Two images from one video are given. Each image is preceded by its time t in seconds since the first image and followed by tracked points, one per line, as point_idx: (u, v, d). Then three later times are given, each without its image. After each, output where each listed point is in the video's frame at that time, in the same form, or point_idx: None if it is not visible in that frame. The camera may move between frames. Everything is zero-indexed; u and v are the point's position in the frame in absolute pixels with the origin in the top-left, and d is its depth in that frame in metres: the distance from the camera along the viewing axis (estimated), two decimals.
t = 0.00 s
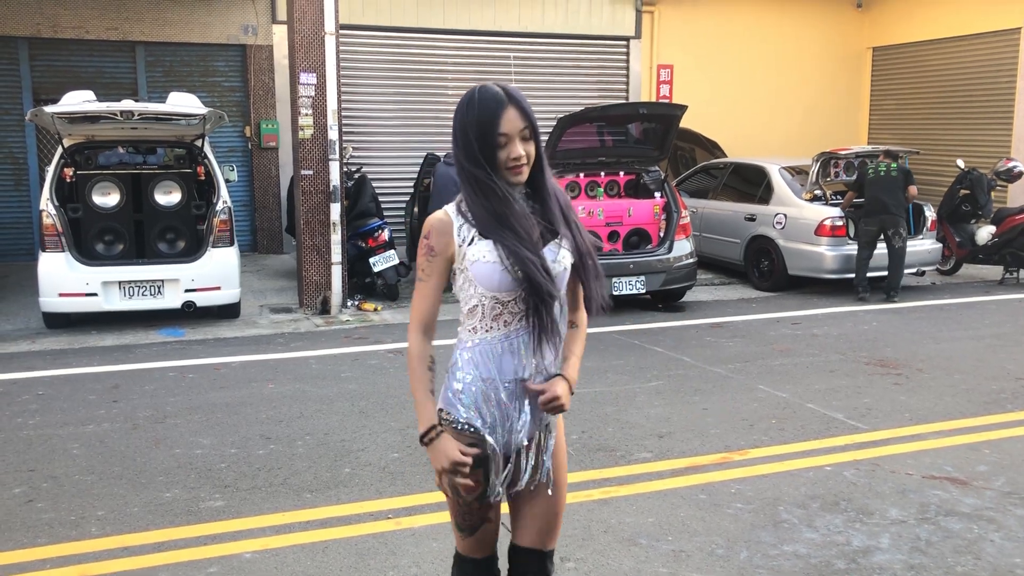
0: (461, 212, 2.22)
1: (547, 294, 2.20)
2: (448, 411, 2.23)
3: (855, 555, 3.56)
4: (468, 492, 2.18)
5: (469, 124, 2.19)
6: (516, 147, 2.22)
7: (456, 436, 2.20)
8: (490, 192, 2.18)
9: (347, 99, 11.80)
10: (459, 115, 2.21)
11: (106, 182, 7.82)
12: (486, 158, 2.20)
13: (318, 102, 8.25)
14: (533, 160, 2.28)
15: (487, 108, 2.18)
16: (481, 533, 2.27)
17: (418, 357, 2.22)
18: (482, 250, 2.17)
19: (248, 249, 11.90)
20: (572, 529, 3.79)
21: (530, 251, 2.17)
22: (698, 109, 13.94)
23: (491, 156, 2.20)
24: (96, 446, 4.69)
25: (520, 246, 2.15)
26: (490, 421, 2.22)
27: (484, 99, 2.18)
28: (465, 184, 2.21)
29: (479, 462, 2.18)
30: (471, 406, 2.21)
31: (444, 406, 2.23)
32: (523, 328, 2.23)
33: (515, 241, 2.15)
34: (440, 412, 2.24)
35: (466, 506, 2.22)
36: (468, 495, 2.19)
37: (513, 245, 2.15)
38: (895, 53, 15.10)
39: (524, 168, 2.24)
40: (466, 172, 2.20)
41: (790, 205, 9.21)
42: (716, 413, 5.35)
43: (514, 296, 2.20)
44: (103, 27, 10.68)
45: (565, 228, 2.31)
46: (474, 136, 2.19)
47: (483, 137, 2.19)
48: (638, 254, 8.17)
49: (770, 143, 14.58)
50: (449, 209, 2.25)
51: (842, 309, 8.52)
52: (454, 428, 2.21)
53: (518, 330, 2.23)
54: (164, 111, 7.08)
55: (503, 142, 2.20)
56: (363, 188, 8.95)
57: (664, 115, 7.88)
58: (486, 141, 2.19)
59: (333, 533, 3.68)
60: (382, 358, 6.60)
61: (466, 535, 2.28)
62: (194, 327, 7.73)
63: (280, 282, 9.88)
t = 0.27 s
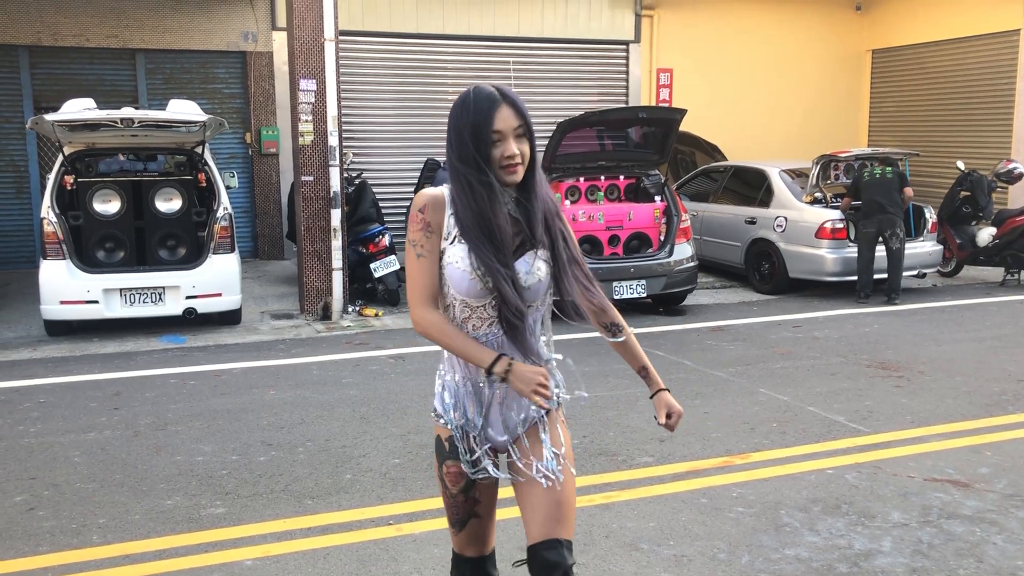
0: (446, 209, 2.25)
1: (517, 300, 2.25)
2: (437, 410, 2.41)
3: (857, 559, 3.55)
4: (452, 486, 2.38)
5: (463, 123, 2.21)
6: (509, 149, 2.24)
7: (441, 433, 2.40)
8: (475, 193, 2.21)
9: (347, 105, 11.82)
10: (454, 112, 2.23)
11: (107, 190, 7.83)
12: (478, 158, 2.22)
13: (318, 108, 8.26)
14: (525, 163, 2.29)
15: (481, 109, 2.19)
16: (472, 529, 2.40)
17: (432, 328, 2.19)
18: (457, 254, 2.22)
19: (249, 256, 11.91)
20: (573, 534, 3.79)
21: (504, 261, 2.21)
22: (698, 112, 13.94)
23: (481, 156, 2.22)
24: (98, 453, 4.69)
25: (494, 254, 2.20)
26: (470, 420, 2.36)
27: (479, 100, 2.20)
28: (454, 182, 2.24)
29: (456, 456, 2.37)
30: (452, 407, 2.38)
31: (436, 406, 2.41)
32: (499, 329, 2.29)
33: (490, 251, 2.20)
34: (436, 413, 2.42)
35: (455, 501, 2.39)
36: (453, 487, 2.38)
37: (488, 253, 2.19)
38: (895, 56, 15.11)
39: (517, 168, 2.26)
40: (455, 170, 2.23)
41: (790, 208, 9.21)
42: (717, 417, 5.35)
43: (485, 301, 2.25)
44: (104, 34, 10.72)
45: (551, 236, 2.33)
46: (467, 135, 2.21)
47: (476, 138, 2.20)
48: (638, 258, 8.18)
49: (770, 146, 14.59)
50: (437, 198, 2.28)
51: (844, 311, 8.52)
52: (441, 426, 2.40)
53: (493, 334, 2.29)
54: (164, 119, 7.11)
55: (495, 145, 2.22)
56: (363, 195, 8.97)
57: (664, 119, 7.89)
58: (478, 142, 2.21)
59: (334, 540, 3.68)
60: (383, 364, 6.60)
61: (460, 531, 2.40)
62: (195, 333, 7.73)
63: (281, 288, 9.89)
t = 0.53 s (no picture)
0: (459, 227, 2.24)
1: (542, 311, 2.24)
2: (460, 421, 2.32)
3: (860, 560, 3.54)
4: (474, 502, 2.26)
5: (468, 136, 2.21)
6: (515, 156, 2.23)
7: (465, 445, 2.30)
8: (488, 206, 2.20)
9: (348, 108, 11.83)
10: (458, 127, 2.23)
11: (107, 194, 7.84)
12: (485, 170, 2.21)
13: (318, 111, 8.26)
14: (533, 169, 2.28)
15: (484, 119, 2.19)
16: (495, 549, 2.28)
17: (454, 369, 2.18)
18: (477, 270, 2.21)
19: (250, 259, 11.92)
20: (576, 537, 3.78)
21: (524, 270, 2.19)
22: (698, 113, 13.94)
23: (489, 168, 2.22)
24: (99, 458, 4.69)
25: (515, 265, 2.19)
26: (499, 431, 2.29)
27: (481, 112, 2.20)
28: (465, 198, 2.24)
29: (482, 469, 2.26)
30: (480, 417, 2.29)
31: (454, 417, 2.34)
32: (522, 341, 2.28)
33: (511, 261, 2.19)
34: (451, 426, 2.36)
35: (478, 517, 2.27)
36: (475, 502, 2.26)
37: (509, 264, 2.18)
38: (895, 55, 15.11)
39: (524, 178, 2.25)
40: (464, 185, 2.23)
41: (792, 209, 9.20)
42: (719, 418, 5.34)
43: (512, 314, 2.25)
44: (104, 39, 10.74)
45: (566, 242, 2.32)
46: (472, 148, 2.21)
47: (481, 149, 2.20)
48: (639, 260, 8.17)
49: (771, 146, 14.58)
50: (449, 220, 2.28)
51: (846, 312, 8.51)
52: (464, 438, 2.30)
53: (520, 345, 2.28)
54: (164, 123, 7.11)
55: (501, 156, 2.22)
56: (364, 198, 8.97)
57: (665, 121, 7.87)
58: (484, 153, 2.20)
59: (336, 543, 3.68)
60: (384, 367, 6.59)
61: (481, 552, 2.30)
62: (197, 337, 7.73)
63: (282, 291, 9.89)
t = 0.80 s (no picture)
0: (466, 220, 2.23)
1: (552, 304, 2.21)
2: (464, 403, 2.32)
3: (861, 559, 3.53)
4: (484, 474, 2.24)
5: (470, 128, 2.20)
6: (518, 146, 2.21)
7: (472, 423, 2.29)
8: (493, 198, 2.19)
9: (347, 108, 11.82)
10: (458, 120, 2.23)
11: (106, 194, 7.83)
12: (489, 161, 2.20)
13: (318, 111, 8.25)
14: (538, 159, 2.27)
15: (485, 110, 2.19)
16: (507, 521, 2.19)
17: (451, 342, 2.13)
18: (485, 264, 2.21)
19: (250, 259, 11.90)
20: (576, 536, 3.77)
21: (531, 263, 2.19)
22: (698, 112, 13.93)
23: (492, 156, 2.20)
24: (99, 458, 4.68)
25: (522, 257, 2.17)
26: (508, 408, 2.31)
27: (482, 103, 2.19)
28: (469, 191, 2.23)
29: (492, 443, 2.27)
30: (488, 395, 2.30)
31: (453, 405, 2.34)
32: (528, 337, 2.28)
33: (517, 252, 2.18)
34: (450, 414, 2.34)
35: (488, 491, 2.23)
36: (485, 474, 2.24)
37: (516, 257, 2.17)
38: (895, 54, 15.09)
39: (530, 163, 2.23)
40: (469, 178, 2.22)
41: (792, 207, 9.19)
42: (720, 418, 5.32)
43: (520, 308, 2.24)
44: (103, 39, 10.74)
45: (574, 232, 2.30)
46: (475, 139, 2.19)
47: (484, 140, 2.19)
48: (639, 259, 8.16)
49: (771, 145, 14.57)
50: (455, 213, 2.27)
51: (846, 310, 8.50)
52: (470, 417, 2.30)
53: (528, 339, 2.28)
54: (163, 123, 7.10)
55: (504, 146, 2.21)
56: (364, 197, 8.94)
57: (665, 119, 7.86)
58: (486, 144, 2.19)
59: (336, 544, 3.67)
60: (384, 367, 6.59)
61: (492, 527, 2.21)
62: (196, 338, 7.72)
63: (281, 291, 9.87)
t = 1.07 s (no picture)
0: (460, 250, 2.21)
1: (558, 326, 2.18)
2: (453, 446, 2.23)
3: (858, 557, 3.54)
4: (470, 524, 2.18)
5: (463, 153, 2.18)
6: (514, 169, 2.18)
7: (460, 469, 2.21)
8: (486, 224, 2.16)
9: (345, 106, 11.81)
10: (454, 150, 2.20)
11: (103, 192, 7.81)
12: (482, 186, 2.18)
13: (315, 109, 8.25)
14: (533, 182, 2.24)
15: (477, 134, 2.16)
16: None
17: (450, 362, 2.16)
18: (484, 296, 2.17)
19: (247, 257, 11.89)
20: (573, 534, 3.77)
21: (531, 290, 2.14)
22: (695, 110, 13.93)
23: (486, 184, 2.18)
24: (95, 457, 4.67)
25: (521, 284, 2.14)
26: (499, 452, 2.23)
27: (475, 128, 2.18)
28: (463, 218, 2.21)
29: (481, 492, 2.20)
30: (478, 440, 2.22)
31: (445, 441, 2.25)
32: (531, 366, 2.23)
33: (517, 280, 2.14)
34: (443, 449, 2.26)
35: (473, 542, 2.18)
36: (470, 527, 2.18)
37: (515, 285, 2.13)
38: (893, 52, 15.10)
39: (526, 188, 2.20)
40: (462, 204, 2.20)
41: (789, 206, 9.19)
42: (717, 416, 5.32)
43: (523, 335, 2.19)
44: (100, 36, 10.73)
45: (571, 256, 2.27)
46: (466, 164, 2.18)
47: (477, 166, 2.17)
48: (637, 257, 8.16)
49: (769, 143, 14.57)
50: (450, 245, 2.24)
51: (843, 308, 8.51)
52: (459, 461, 2.22)
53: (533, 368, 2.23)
54: (160, 121, 7.08)
55: (497, 170, 2.17)
56: (361, 195, 8.88)
57: (663, 117, 7.87)
58: (480, 169, 2.17)
59: (333, 542, 3.66)
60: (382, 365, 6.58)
61: None
62: (193, 336, 7.71)
63: (279, 289, 9.86)
